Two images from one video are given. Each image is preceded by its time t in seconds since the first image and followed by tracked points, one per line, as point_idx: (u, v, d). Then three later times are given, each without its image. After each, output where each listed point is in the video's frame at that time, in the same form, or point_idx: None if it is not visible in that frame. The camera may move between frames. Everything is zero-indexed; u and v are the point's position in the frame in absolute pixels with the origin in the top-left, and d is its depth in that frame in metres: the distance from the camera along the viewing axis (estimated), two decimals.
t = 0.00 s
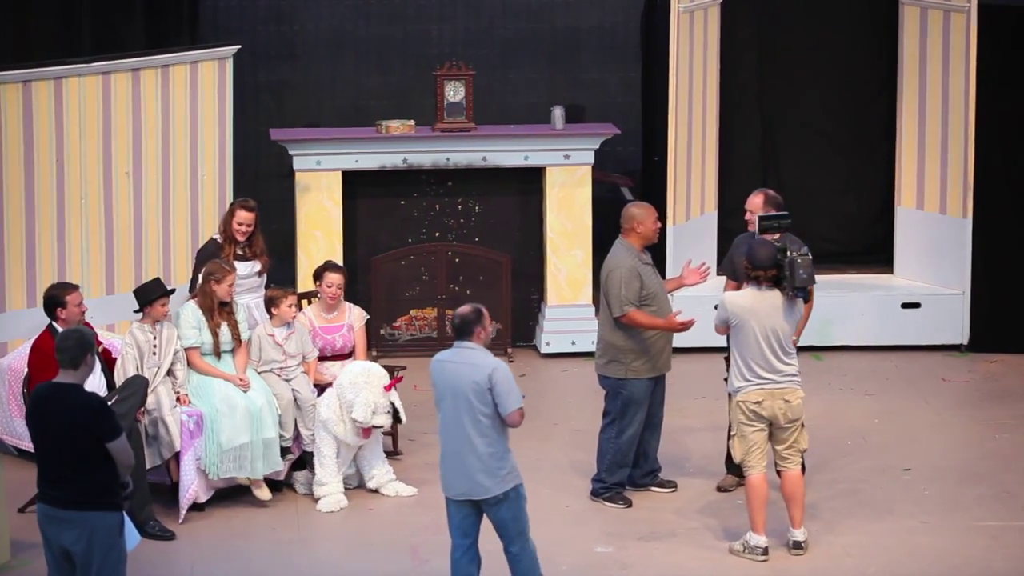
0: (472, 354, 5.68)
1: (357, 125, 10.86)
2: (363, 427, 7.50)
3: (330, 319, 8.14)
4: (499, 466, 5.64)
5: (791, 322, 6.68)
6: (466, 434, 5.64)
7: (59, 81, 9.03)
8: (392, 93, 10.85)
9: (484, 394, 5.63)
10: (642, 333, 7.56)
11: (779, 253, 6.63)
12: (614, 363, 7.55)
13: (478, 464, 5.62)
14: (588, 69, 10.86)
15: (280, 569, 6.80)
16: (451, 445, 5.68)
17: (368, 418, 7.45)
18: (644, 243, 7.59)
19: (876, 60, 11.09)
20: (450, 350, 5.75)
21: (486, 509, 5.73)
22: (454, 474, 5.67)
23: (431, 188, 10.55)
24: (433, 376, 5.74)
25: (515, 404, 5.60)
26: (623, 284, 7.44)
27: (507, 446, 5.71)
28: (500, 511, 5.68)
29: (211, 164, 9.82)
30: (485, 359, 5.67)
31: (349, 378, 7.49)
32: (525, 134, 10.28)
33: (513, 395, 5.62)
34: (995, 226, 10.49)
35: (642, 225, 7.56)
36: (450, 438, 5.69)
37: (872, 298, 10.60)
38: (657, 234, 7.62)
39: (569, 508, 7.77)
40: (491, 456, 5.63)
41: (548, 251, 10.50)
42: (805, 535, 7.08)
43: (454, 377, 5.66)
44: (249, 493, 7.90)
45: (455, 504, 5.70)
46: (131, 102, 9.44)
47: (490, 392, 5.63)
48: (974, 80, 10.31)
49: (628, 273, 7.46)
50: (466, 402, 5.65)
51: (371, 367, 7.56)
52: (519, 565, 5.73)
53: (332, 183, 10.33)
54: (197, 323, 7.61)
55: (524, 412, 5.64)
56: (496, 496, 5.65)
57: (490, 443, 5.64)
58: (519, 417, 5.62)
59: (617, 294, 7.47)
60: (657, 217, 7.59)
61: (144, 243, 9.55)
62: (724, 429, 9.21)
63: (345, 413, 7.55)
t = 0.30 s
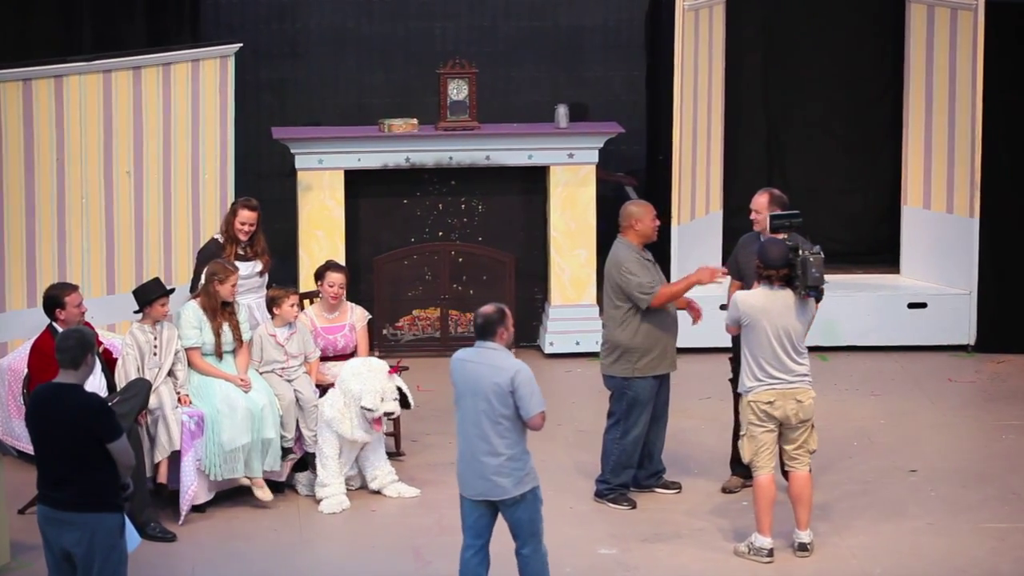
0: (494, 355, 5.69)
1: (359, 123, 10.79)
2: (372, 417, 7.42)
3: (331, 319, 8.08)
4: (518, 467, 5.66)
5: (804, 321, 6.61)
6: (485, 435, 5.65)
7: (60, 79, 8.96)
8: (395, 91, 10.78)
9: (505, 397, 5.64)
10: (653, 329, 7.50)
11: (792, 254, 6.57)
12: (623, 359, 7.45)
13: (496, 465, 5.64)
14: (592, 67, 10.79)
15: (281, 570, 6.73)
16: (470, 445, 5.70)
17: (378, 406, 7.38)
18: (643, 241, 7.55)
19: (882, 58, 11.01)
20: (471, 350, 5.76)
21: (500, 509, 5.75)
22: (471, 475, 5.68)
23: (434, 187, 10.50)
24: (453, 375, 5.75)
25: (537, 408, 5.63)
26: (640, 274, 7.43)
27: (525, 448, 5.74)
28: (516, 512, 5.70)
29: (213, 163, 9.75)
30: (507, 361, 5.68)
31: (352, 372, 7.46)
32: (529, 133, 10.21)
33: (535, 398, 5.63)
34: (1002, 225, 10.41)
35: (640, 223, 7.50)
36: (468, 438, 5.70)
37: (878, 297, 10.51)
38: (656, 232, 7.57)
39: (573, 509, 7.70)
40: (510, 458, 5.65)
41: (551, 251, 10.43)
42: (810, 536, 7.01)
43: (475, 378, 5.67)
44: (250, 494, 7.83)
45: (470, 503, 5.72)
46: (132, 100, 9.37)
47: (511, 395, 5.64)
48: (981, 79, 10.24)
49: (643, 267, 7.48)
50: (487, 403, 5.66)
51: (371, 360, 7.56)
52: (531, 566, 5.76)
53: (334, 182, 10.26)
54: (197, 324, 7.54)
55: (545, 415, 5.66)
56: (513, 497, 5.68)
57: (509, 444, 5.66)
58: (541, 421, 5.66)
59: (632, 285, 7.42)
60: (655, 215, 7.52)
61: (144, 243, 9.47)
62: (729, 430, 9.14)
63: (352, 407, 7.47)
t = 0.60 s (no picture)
0: (521, 356, 5.70)
1: (360, 122, 10.74)
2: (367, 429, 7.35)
3: (332, 319, 8.02)
4: (545, 468, 5.68)
5: (813, 321, 6.58)
6: (511, 436, 5.67)
7: (58, 78, 8.89)
8: (396, 90, 10.73)
9: (532, 399, 5.65)
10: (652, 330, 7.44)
11: (802, 251, 6.52)
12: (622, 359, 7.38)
13: (524, 465, 5.67)
14: (593, 66, 10.74)
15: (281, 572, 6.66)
16: (497, 444, 5.73)
17: (372, 420, 7.29)
18: (645, 241, 7.49)
19: (887, 57, 10.94)
20: (499, 350, 5.78)
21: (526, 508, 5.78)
22: (499, 475, 5.72)
23: (435, 186, 10.44)
24: (481, 374, 5.77)
25: (564, 411, 5.63)
26: (638, 277, 7.37)
27: (554, 449, 5.75)
28: (543, 512, 5.72)
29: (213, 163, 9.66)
30: (534, 362, 5.68)
31: (354, 379, 7.32)
32: (531, 132, 10.16)
33: (562, 400, 5.64)
34: (1006, 225, 10.35)
35: (641, 223, 7.44)
36: (496, 438, 5.73)
37: (883, 297, 10.53)
38: (658, 231, 7.51)
39: (574, 510, 7.64)
40: (536, 459, 5.67)
41: (554, 251, 10.38)
42: (814, 538, 6.94)
43: (502, 379, 5.69)
44: (249, 495, 7.77)
45: (499, 502, 5.77)
46: (131, 98, 9.31)
47: (538, 396, 5.64)
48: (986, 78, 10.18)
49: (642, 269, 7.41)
50: (513, 404, 5.67)
51: (375, 367, 7.41)
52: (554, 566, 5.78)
53: (335, 181, 10.20)
54: (197, 323, 7.47)
55: (573, 417, 5.66)
56: (540, 498, 5.70)
57: (535, 445, 5.68)
58: (569, 422, 5.65)
59: (632, 285, 7.36)
60: (657, 215, 7.46)
61: (144, 242, 9.42)
62: (733, 431, 9.08)
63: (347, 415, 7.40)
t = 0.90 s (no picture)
0: (542, 356, 5.62)
1: (360, 120, 10.64)
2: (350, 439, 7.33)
3: (332, 319, 7.90)
4: (557, 470, 5.62)
5: (822, 321, 6.49)
6: (526, 435, 5.62)
7: (56, 74, 8.78)
8: (397, 88, 10.64)
9: (548, 399, 5.57)
10: (656, 330, 7.33)
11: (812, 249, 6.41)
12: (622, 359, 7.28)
13: (537, 466, 5.61)
14: (596, 63, 10.65)
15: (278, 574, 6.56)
16: (514, 442, 5.68)
17: (351, 432, 7.28)
18: (648, 241, 7.38)
19: (890, 55, 10.85)
20: (522, 347, 5.70)
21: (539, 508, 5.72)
22: (513, 472, 5.67)
23: (437, 185, 10.34)
24: (503, 370, 5.71)
25: (580, 413, 5.54)
26: (642, 276, 7.26)
27: (569, 450, 5.68)
28: (554, 514, 5.67)
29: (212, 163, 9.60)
30: (554, 362, 5.60)
31: (341, 390, 7.31)
32: (532, 130, 10.07)
33: (578, 403, 5.54)
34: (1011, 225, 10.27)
35: (645, 222, 7.31)
36: (512, 436, 5.68)
37: (887, 297, 10.46)
38: (661, 230, 7.38)
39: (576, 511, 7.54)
40: (549, 460, 5.61)
41: (555, 250, 10.30)
42: (819, 540, 6.85)
43: (520, 377, 5.62)
44: (247, 497, 7.66)
45: (516, 499, 5.73)
46: (129, 95, 9.21)
47: (554, 398, 5.57)
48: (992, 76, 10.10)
49: (645, 268, 7.30)
50: (530, 403, 5.60)
51: (367, 378, 7.37)
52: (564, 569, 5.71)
53: (335, 179, 10.11)
54: (196, 319, 7.38)
55: (589, 421, 5.57)
56: (551, 499, 5.63)
57: (549, 446, 5.61)
58: (584, 426, 5.56)
59: (637, 285, 7.25)
60: (661, 214, 7.33)
61: (142, 241, 9.31)
62: (736, 432, 8.98)
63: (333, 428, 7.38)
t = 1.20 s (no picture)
0: (552, 356, 5.53)
1: (362, 118, 10.55)
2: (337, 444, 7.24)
3: (333, 318, 7.80)
4: (563, 472, 5.52)
5: (830, 321, 6.38)
6: (532, 435, 5.53)
7: (55, 71, 8.69)
8: (399, 85, 10.54)
9: (555, 399, 5.48)
10: (661, 331, 7.23)
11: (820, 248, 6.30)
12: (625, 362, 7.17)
13: (542, 467, 5.53)
14: (600, 60, 10.57)
15: None
16: (521, 441, 5.60)
17: (334, 436, 7.19)
18: (655, 241, 7.28)
19: (897, 53, 10.80)
20: (534, 346, 5.61)
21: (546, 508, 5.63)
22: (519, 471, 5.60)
23: (439, 184, 10.24)
24: (514, 369, 5.63)
25: (586, 416, 5.44)
26: (646, 278, 7.17)
27: (577, 451, 5.58)
28: (559, 515, 5.58)
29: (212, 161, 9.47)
30: (563, 363, 5.50)
31: (328, 391, 7.21)
32: (535, 128, 9.98)
33: (584, 405, 5.44)
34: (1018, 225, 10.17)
35: (653, 223, 7.22)
36: (520, 434, 5.60)
37: (893, 297, 10.39)
38: (668, 231, 7.30)
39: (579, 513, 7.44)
40: (554, 461, 5.52)
41: (559, 249, 10.20)
42: (825, 543, 6.75)
43: (529, 376, 5.54)
44: (246, 498, 7.55)
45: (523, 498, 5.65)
46: (129, 91, 9.09)
47: (561, 399, 5.47)
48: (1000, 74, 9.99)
49: (649, 270, 7.20)
50: (537, 403, 5.52)
51: (356, 383, 7.22)
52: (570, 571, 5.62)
53: (337, 177, 10.01)
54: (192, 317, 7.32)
55: (596, 424, 5.46)
56: (554, 500, 5.54)
57: (555, 446, 5.52)
58: (589, 429, 5.46)
59: (641, 287, 7.16)
60: (669, 214, 7.24)
61: (142, 241, 9.20)
62: (741, 433, 8.88)
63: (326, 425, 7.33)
